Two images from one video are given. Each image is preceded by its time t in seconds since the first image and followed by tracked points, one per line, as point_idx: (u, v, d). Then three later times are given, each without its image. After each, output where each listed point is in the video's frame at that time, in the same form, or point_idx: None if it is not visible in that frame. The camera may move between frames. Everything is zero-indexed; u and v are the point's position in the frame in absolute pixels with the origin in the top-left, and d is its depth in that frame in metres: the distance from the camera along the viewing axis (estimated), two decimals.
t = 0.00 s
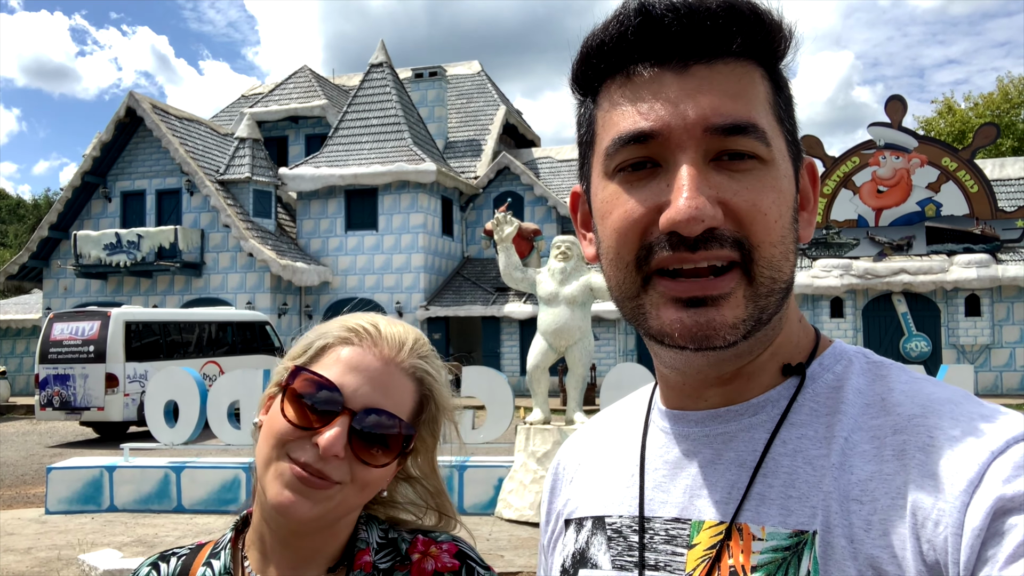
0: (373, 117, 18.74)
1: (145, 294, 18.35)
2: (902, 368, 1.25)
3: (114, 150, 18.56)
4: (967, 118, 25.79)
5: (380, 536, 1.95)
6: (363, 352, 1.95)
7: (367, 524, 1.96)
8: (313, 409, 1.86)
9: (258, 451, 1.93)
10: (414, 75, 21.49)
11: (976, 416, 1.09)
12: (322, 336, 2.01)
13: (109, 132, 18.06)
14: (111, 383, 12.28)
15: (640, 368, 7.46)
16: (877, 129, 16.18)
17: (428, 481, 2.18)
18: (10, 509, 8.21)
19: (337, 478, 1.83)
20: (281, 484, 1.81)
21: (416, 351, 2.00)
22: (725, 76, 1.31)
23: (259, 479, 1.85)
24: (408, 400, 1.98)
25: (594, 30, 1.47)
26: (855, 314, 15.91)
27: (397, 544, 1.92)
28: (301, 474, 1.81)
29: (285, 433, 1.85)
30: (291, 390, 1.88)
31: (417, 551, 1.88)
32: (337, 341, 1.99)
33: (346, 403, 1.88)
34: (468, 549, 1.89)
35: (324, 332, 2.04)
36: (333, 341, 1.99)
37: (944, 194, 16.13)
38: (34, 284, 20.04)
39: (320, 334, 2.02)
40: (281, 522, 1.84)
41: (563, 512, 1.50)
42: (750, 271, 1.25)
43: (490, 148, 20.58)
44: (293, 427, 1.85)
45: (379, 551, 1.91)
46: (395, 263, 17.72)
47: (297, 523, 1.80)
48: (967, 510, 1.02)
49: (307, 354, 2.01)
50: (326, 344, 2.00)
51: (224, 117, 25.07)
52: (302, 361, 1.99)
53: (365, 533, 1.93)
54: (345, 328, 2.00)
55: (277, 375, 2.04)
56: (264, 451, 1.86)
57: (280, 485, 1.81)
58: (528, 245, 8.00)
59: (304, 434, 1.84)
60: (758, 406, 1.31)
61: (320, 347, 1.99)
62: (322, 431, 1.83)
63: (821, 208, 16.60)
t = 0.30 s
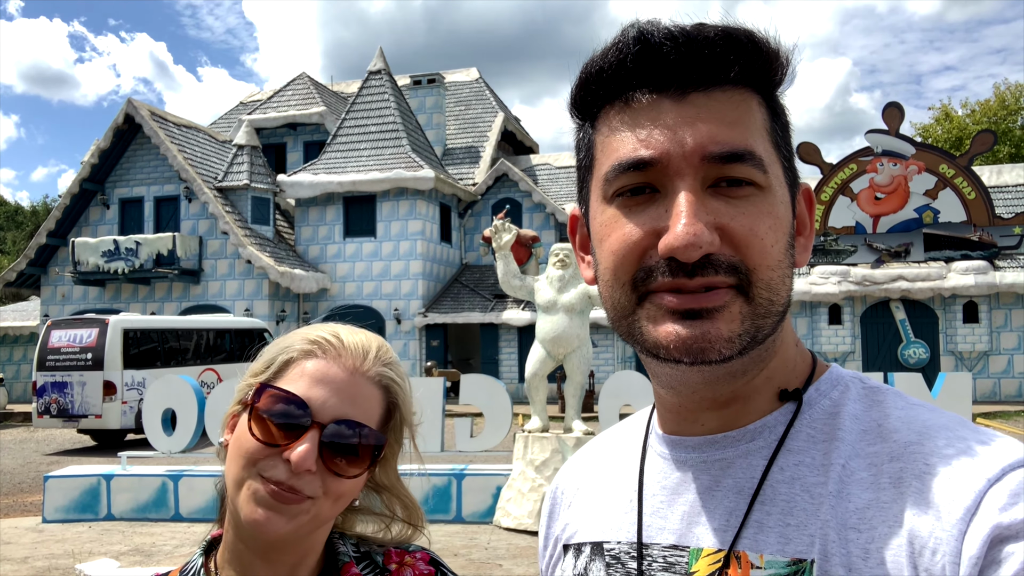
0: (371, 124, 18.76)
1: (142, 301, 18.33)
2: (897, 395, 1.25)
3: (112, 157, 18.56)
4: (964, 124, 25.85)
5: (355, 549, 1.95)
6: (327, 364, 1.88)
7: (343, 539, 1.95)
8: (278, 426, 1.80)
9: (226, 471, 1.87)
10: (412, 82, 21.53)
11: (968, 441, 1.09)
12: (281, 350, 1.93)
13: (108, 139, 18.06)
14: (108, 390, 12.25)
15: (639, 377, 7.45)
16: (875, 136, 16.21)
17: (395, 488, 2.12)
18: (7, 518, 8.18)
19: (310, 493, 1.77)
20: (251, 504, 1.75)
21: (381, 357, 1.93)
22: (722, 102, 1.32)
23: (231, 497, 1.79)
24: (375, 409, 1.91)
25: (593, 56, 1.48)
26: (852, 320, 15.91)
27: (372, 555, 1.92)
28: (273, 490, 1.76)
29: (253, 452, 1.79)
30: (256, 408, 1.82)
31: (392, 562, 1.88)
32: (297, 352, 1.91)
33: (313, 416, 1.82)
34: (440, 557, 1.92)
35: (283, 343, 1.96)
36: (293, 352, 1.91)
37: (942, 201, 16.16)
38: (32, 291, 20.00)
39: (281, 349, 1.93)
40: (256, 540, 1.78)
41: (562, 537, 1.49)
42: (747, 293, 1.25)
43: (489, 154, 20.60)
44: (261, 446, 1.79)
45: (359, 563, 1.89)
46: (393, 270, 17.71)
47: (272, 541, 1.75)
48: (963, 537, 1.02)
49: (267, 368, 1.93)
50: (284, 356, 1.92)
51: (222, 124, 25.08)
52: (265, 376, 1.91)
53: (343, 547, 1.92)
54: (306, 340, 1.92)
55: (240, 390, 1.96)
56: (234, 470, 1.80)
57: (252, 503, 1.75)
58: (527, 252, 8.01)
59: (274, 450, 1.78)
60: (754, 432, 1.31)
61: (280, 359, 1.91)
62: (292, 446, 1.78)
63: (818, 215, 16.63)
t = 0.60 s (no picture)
0: (372, 124, 18.75)
1: (142, 301, 18.32)
2: (893, 405, 1.25)
3: (112, 157, 18.56)
4: (964, 124, 25.84)
5: (348, 555, 1.94)
6: (322, 369, 1.86)
7: (336, 545, 1.95)
8: (277, 434, 1.78)
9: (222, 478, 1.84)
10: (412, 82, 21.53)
11: (963, 450, 1.09)
12: (274, 354, 1.90)
13: (108, 139, 18.07)
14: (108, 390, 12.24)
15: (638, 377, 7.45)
16: (875, 136, 16.20)
17: (388, 491, 2.11)
18: (7, 518, 8.17)
19: (310, 498, 1.78)
20: (251, 512, 1.74)
21: (374, 359, 1.91)
22: (721, 113, 1.32)
23: (231, 505, 1.77)
24: (371, 411, 1.91)
25: (592, 66, 1.47)
26: (852, 320, 15.91)
27: (364, 563, 1.91)
28: (275, 497, 1.75)
29: (253, 461, 1.77)
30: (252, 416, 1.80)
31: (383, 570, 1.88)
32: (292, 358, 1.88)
33: (312, 423, 1.81)
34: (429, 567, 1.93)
35: (275, 348, 1.92)
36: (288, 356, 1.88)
37: (942, 201, 16.16)
38: (31, 291, 19.99)
39: (273, 354, 1.90)
40: (256, 546, 1.78)
41: (559, 547, 1.48)
42: (744, 305, 1.25)
43: (489, 154, 20.60)
44: (261, 454, 1.77)
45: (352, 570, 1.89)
46: (393, 269, 17.71)
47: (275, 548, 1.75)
48: (960, 548, 1.01)
49: (260, 374, 1.89)
50: (278, 361, 1.88)
51: (223, 123, 25.07)
52: (259, 383, 1.87)
53: (338, 553, 1.92)
54: (298, 344, 1.89)
55: (230, 396, 1.93)
56: (231, 478, 1.78)
57: (254, 511, 1.74)
58: (527, 252, 8.02)
59: (275, 458, 1.77)
60: (752, 442, 1.30)
61: (274, 364, 1.88)
62: (292, 454, 1.77)
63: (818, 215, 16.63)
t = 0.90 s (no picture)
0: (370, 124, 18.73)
1: (141, 302, 18.29)
2: (891, 404, 1.23)
3: (111, 158, 18.54)
4: (963, 124, 25.84)
5: (337, 556, 1.93)
6: (306, 369, 1.84)
7: (324, 545, 1.94)
8: (262, 434, 1.77)
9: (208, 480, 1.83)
10: (411, 82, 21.54)
11: (958, 449, 1.09)
12: (256, 353, 1.88)
13: (107, 139, 18.05)
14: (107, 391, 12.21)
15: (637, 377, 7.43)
16: (874, 136, 16.20)
17: (376, 490, 2.11)
18: (4, 520, 8.14)
19: (297, 497, 1.77)
20: (238, 514, 1.73)
21: (359, 356, 1.90)
22: (715, 111, 1.31)
23: (217, 508, 1.76)
24: (359, 410, 1.90)
25: (588, 64, 1.46)
26: (851, 321, 15.90)
27: (353, 564, 1.90)
28: (261, 498, 1.74)
29: (240, 462, 1.76)
30: (236, 417, 1.78)
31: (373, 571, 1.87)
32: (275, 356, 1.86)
33: (299, 422, 1.80)
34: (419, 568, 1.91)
35: (258, 347, 1.90)
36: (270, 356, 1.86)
37: (941, 201, 16.16)
38: (30, 291, 19.95)
39: (257, 355, 1.88)
40: (244, 548, 1.77)
41: (555, 546, 1.47)
42: (739, 304, 1.23)
43: (487, 155, 20.59)
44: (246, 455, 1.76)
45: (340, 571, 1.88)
46: (392, 270, 17.70)
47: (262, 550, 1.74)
48: (958, 546, 1.00)
49: (243, 375, 1.87)
50: (262, 360, 1.86)
51: (221, 124, 25.05)
52: (241, 384, 1.86)
53: (327, 555, 1.91)
54: (282, 344, 1.87)
55: (213, 398, 1.91)
56: (217, 480, 1.77)
57: (241, 512, 1.73)
58: (525, 253, 8.03)
59: (261, 461, 1.76)
60: (750, 442, 1.29)
61: (257, 364, 1.86)
62: (278, 455, 1.75)
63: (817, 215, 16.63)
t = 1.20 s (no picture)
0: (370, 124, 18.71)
1: (141, 301, 18.27)
2: (897, 393, 1.23)
3: (110, 157, 18.53)
4: (963, 124, 25.84)
5: (331, 549, 1.92)
6: (288, 358, 1.84)
7: (318, 538, 1.93)
8: (253, 426, 1.75)
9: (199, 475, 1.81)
10: (410, 82, 21.53)
11: (966, 438, 1.07)
12: (239, 344, 1.86)
13: (106, 139, 18.04)
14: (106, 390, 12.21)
15: (637, 376, 7.43)
16: (874, 136, 16.19)
17: (365, 478, 2.10)
18: (4, 518, 8.13)
19: (291, 488, 1.76)
20: (233, 508, 1.72)
21: (339, 343, 1.89)
22: (720, 99, 1.30)
23: (206, 503, 1.75)
24: (342, 395, 1.89)
25: (592, 53, 1.45)
26: (851, 320, 15.90)
27: (348, 558, 1.89)
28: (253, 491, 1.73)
29: (233, 456, 1.75)
30: (225, 410, 1.77)
31: (369, 565, 1.86)
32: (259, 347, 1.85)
33: (286, 412, 1.79)
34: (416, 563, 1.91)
35: (240, 339, 1.88)
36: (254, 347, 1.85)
37: (940, 201, 16.16)
38: (30, 291, 19.93)
39: (237, 347, 1.86)
40: (237, 541, 1.76)
41: (559, 535, 1.47)
42: (746, 292, 1.23)
43: (487, 154, 20.58)
44: (240, 448, 1.75)
45: (335, 564, 1.87)
46: (392, 269, 17.69)
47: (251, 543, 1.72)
48: (964, 533, 0.99)
49: (227, 367, 1.86)
50: (244, 353, 1.85)
51: (221, 123, 25.03)
52: (224, 377, 1.84)
53: (319, 548, 1.89)
54: (263, 334, 1.86)
55: (199, 392, 1.89)
56: (208, 475, 1.75)
57: (237, 506, 1.72)
58: (525, 252, 8.03)
59: (248, 452, 1.75)
60: (755, 429, 1.28)
61: (240, 356, 1.85)
62: (268, 447, 1.74)
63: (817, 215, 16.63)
